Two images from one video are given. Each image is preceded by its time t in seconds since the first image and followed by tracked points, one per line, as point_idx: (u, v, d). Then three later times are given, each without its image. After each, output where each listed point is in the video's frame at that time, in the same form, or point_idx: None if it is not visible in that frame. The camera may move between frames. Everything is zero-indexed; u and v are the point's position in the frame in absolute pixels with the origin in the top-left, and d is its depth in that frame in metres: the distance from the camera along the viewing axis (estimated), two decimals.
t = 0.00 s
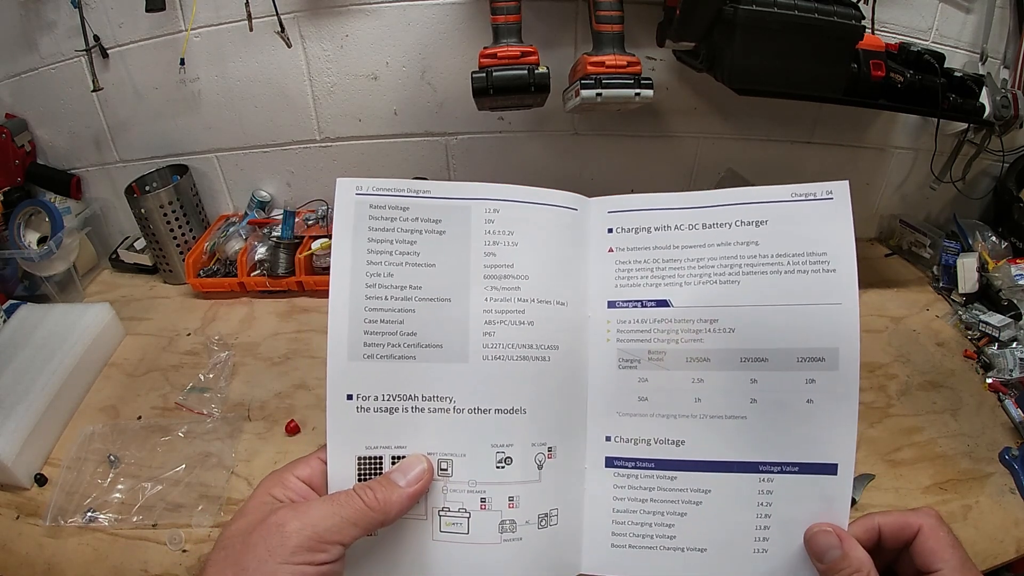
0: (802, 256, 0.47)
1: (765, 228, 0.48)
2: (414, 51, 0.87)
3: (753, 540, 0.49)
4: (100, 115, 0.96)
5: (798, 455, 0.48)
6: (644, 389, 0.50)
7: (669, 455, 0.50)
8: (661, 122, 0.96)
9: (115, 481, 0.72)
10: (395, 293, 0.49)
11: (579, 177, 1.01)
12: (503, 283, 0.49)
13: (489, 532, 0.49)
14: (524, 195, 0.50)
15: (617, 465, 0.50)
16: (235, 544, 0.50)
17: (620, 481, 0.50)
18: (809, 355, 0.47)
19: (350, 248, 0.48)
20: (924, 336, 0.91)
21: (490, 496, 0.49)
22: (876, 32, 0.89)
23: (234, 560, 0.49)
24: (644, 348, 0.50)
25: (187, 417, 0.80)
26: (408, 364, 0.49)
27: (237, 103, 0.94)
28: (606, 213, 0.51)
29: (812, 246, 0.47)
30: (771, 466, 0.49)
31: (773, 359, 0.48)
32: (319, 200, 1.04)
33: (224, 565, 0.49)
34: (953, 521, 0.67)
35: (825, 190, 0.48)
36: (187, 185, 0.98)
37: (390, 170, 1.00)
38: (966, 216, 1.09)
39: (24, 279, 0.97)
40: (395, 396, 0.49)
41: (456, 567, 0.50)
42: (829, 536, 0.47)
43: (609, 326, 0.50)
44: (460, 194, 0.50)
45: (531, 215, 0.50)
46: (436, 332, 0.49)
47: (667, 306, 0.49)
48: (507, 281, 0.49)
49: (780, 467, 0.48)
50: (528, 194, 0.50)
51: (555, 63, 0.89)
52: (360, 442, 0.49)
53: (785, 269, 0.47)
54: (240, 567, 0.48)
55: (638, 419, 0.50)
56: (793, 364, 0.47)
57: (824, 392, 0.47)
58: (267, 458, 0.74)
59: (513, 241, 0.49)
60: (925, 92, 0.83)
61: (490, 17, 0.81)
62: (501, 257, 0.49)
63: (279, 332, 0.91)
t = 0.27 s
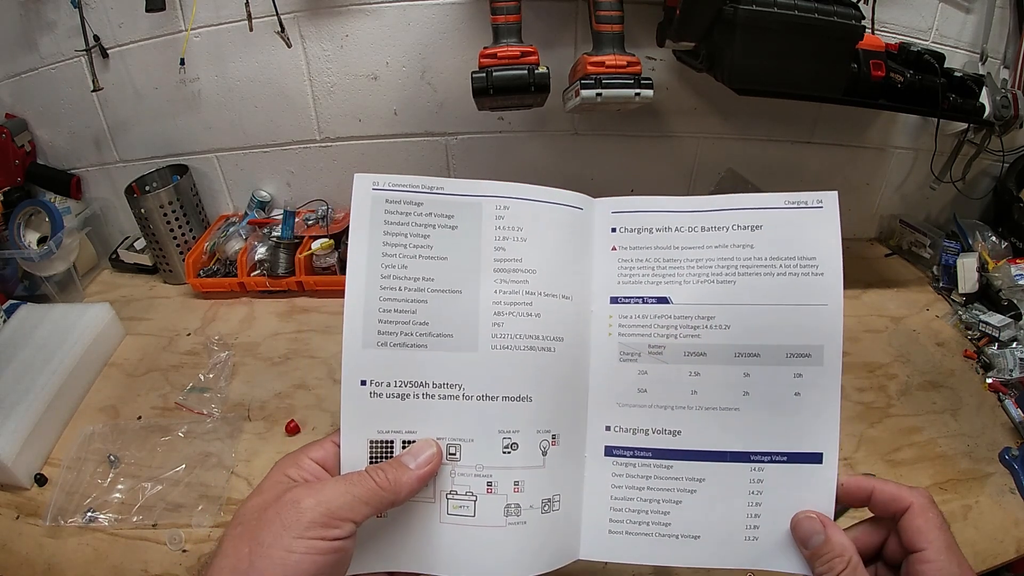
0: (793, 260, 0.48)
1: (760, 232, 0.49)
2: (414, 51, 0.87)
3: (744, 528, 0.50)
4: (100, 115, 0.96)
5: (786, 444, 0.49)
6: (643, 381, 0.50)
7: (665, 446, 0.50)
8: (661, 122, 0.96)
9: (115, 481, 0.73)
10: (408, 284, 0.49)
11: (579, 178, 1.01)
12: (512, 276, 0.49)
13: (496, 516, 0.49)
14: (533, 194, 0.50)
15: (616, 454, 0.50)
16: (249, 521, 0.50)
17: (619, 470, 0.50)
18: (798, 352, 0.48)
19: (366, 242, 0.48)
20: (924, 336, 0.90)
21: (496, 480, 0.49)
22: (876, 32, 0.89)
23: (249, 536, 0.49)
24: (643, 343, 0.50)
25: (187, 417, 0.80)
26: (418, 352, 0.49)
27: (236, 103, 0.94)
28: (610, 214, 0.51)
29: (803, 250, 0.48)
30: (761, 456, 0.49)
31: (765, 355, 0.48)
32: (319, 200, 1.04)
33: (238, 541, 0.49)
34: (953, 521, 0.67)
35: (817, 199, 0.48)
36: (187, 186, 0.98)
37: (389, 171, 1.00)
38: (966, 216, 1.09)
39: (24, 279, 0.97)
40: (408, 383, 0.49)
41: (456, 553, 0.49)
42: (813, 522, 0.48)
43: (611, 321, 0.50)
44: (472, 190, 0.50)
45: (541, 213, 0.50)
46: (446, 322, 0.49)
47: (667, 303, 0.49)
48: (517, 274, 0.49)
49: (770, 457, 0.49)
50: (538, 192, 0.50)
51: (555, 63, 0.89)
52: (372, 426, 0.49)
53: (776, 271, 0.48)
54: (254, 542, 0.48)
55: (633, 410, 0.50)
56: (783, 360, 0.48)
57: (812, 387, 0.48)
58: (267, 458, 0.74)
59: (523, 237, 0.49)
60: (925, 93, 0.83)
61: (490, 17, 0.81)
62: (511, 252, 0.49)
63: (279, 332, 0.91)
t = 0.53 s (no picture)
0: (778, 264, 0.48)
1: (746, 238, 0.49)
2: (414, 51, 0.87)
3: (732, 525, 0.49)
4: (100, 115, 0.96)
5: (772, 442, 0.48)
6: (633, 381, 0.50)
7: (654, 444, 0.50)
8: (660, 122, 0.96)
9: (114, 481, 0.72)
10: (406, 288, 0.49)
11: (579, 178, 1.01)
12: (508, 280, 0.49)
13: (489, 512, 0.49)
14: (528, 199, 0.51)
15: (607, 452, 0.50)
16: (253, 513, 0.51)
17: (609, 469, 0.50)
18: (783, 352, 0.48)
19: (366, 248, 0.49)
20: (925, 336, 0.90)
21: (490, 475, 0.49)
22: (876, 32, 0.89)
23: (253, 527, 0.49)
24: (634, 344, 0.50)
25: (187, 417, 0.80)
26: (417, 354, 0.49)
27: (236, 103, 0.94)
28: (602, 220, 0.51)
29: (787, 254, 0.48)
30: (747, 454, 0.49)
31: (752, 355, 0.48)
32: (319, 200, 1.04)
33: (243, 532, 0.50)
34: (953, 521, 0.67)
35: (802, 204, 0.48)
36: (187, 186, 0.98)
37: (390, 170, 1.00)
38: (966, 216, 1.09)
39: (24, 279, 0.97)
40: (408, 382, 0.49)
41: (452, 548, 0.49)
42: (798, 518, 0.47)
43: (602, 324, 0.50)
44: (469, 198, 0.50)
45: (536, 220, 0.50)
46: (443, 324, 0.49)
47: (656, 306, 0.49)
48: (512, 278, 0.49)
49: (756, 455, 0.49)
50: (533, 200, 0.51)
51: (555, 63, 0.89)
52: (372, 424, 0.49)
53: (762, 275, 0.48)
54: (258, 533, 0.49)
55: (621, 409, 0.50)
56: (768, 360, 0.48)
57: (797, 387, 0.48)
58: (267, 458, 0.74)
59: (519, 243, 0.50)
60: (925, 93, 0.83)
61: (490, 16, 0.81)
62: (507, 257, 0.50)
63: (279, 332, 0.91)
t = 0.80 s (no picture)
0: (758, 268, 0.48)
1: (727, 246, 0.49)
2: (414, 51, 0.87)
3: (723, 526, 0.49)
4: (100, 116, 0.96)
5: (758, 444, 0.48)
6: (622, 387, 0.50)
7: (642, 447, 0.50)
8: (660, 122, 0.96)
9: (115, 481, 0.72)
10: (407, 299, 0.49)
11: (578, 178, 1.02)
12: (503, 290, 0.50)
13: (487, 513, 0.49)
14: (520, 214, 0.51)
15: (599, 456, 0.50)
16: (257, 513, 0.51)
17: (600, 472, 0.50)
18: (765, 354, 0.48)
19: (368, 260, 0.49)
20: (924, 336, 0.90)
21: (488, 478, 0.49)
22: (876, 32, 0.89)
23: (258, 526, 0.49)
24: (621, 351, 0.50)
25: (187, 417, 0.80)
26: (416, 361, 0.49)
27: (236, 103, 0.94)
28: (589, 236, 0.52)
29: (768, 260, 0.48)
30: (736, 455, 0.49)
31: (736, 359, 0.48)
32: (319, 200, 1.04)
33: (248, 531, 0.49)
34: (953, 521, 0.67)
35: (779, 211, 0.49)
36: (187, 186, 0.98)
37: (390, 170, 1.00)
38: (965, 217, 1.09)
39: (24, 279, 0.97)
40: (408, 388, 0.49)
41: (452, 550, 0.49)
42: (787, 520, 0.47)
43: (591, 334, 0.51)
44: (467, 212, 0.50)
45: (529, 233, 0.51)
46: (441, 331, 0.49)
47: (642, 315, 0.50)
48: (507, 288, 0.50)
49: (745, 456, 0.48)
50: (527, 214, 0.51)
51: (555, 63, 0.89)
52: (372, 428, 0.49)
53: (744, 280, 0.48)
54: (262, 532, 0.49)
55: (610, 415, 0.50)
56: (751, 363, 0.48)
57: (782, 388, 0.48)
58: (267, 458, 0.74)
59: (514, 254, 0.50)
60: (925, 92, 0.83)
61: (490, 16, 0.81)
62: (503, 268, 0.50)
63: (279, 332, 0.91)
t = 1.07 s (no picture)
0: (753, 268, 0.48)
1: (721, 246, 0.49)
2: (414, 51, 0.87)
3: (722, 527, 0.49)
4: (100, 116, 0.96)
5: (754, 444, 0.48)
6: (619, 389, 0.50)
7: (639, 449, 0.49)
8: (660, 122, 0.96)
9: (115, 481, 0.73)
10: (403, 303, 0.49)
11: (578, 178, 1.02)
12: (497, 293, 0.50)
13: (485, 515, 0.49)
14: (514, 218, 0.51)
15: (596, 458, 0.50)
16: (257, 515, 0.51)
17: (598, 472, 0.50)
18: (762, 355, 0.48)
19: (365, 265, 0.49)
20: (924, 336, 0.90)
21: (485, 480, 0.49)
22: (876, 32, 0.89)
23: (257, 529, 0.49)
24: (617, 352, 0.50)
25: (187, 417, 0.80)
26: (411, 364, 0.49)
27: (236, 103, 0.94)
28: (585, 236, 0.52)
29: (761, 258, 0.48)
30: (733, 456, 0.49)
31: (732, 359, 0.48)
32: (319, 200, 1.04)
33: (246, 534, 0.50)
34: (953, 521, 0.67)
35: (773, 210, 0.49)
36: (187, 186, 0.98)
37: (390, 170, 1.00)
38: (965, 216, 1.09)
39: (24, 279, 0.97)
40: (404, 391, 0.49)
41: (450, 552, 0.49)
42: (783, 521, 0.47)
43: (586, 335, 0.51)
44: (460, 215, 0.51)
45: (523, 236, 0.51)
46: (436, 334, 0.49)
47: (637, 315, 0.50)
48: (501, 291, 0.50)
49: (742, 457, 0.48)
50: (520, 217, 0.51)
51: (555, 62, 0.89)
52: (371, 431, 0.49)
53: (739, 280, 0.48)
54: (260, 534, 0.49)
55: (607, 416, 0.50)
56: (748, 363, 0.48)
57: (779, 387, 0.48)
58: (267, 458, 0.74)
59: (508, 257, 0.50)
60: (925, 92, 0.83)
61: (490, 16, 0.81)
62: (497, 271, 0.50)
63: (279, 332, 0.91)
